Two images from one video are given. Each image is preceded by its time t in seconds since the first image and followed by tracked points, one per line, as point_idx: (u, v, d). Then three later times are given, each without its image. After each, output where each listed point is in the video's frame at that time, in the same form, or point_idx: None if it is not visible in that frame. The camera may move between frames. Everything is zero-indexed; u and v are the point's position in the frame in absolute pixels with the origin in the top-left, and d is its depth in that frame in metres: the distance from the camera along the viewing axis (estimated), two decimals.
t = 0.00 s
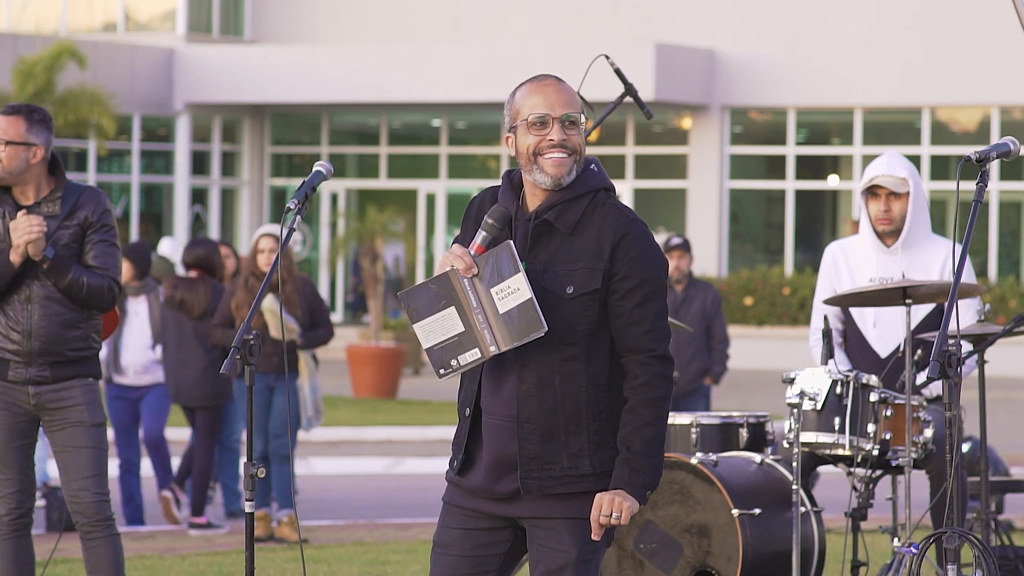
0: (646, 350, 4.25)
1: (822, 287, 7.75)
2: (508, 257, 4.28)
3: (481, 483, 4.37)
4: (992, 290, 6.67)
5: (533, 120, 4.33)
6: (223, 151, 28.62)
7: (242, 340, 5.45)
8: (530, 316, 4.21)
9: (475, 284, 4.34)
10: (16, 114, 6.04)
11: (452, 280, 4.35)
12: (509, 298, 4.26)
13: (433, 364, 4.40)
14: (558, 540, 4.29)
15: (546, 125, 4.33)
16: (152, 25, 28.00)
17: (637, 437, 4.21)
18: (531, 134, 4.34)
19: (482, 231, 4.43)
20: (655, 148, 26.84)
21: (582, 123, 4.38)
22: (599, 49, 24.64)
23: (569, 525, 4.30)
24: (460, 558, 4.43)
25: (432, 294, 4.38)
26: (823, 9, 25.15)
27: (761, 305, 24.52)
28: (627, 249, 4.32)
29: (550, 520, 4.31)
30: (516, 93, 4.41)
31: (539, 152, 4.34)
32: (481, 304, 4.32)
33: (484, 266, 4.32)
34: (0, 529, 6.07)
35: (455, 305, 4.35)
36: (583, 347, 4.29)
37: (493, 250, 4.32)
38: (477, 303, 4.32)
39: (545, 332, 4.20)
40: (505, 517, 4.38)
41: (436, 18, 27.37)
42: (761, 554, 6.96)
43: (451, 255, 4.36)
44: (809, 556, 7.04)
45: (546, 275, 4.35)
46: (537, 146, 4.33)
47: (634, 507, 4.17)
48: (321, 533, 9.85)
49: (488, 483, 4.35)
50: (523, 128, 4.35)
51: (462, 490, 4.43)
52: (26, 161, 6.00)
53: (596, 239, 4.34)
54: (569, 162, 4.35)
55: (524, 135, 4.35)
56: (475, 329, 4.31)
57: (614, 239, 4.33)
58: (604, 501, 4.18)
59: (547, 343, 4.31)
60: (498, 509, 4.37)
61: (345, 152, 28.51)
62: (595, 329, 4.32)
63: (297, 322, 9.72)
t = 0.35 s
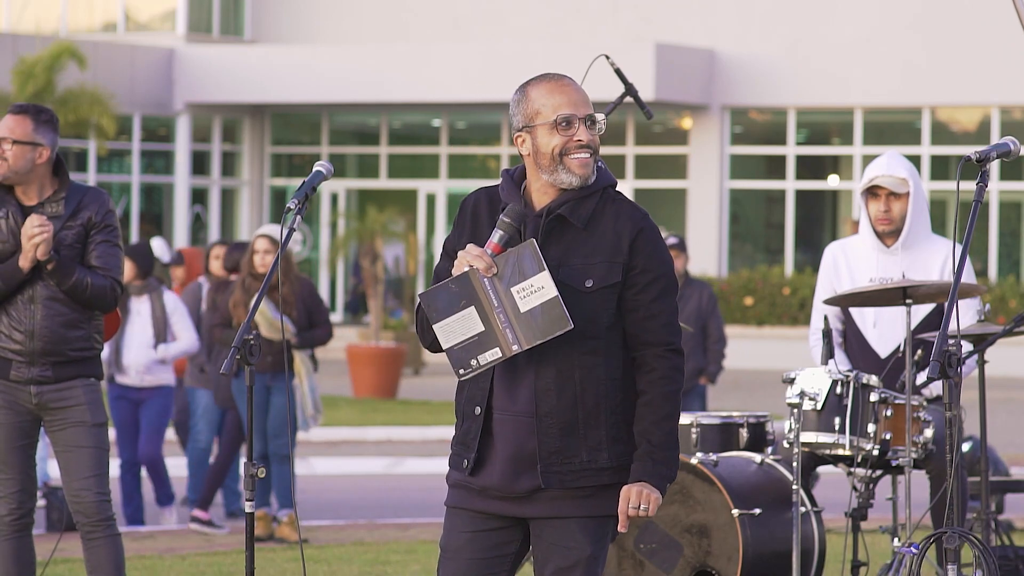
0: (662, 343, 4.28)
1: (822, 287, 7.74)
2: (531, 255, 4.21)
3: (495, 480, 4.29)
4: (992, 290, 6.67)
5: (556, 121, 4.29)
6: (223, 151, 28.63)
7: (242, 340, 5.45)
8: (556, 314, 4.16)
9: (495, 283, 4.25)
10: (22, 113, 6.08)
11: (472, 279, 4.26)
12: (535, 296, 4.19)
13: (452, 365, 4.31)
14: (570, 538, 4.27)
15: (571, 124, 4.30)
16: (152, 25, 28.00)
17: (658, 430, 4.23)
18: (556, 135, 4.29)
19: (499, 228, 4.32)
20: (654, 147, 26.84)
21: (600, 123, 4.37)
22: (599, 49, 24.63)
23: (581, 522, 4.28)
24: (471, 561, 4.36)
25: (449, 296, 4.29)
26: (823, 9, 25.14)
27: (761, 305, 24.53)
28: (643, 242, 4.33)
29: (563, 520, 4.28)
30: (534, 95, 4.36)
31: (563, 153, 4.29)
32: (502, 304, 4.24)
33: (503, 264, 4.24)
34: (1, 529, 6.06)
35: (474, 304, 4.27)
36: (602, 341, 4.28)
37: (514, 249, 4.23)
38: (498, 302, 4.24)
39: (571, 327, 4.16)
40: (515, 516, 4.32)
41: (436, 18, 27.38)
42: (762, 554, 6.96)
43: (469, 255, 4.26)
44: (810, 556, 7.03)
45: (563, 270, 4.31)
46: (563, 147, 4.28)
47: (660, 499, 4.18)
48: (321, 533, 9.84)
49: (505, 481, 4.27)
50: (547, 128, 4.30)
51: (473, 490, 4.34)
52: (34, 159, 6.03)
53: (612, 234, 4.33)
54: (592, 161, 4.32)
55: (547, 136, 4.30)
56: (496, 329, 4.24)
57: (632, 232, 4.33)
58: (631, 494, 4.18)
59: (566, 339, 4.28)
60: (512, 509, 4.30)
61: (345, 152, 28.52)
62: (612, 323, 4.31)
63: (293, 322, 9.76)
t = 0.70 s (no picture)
0: (657, 335, 4.31)
1: (822, 286, 7.74)
2: (538, 253, 4.14)
3: (501, 476, 4.22)
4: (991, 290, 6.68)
5: (550, 118, 4.27)
6: (224, 151, 28.62)
7: (242, 340, 5.45)
8: (567, 310, 4.11)
9: (501, 283, 4.14)
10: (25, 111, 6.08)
11: (479, 279, 4.14)
12: (545, 294, 4.12)
13: (461, 366, 4.21)
14: (573, 536, 4.24)
15: (563, 121, 4.29)
16: (152, 25, 27.99)
17: (659, 422, 4.26)
18: (549, 132, 4.27)
19: (500, 227, 4.21)
20: (655, 147, 26.85)
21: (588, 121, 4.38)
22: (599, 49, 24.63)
23: (583, 517, 4.25)
24: (487, 565, 4.29)
25: (459, 295, 4.17)
26: (823, 9, 25.14)
27: (761, 305, 24.54)
28: (639, 237, 4.35)
29: (566, 516, 4.24)
30: (523, 92, 4.34)
31: (556, 149, 4.27)
32: (510, 304, 4.14)
33: (509, 262, 4.15)
34: (2, 529, 6.06)
35: (482, 304, 4.16)
36: (602, 334, 4.28)
37: (520, 248, 4.15)
38: (505, 302, 4.14)
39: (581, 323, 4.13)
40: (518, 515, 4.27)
41: (436, 18, 27.38)
42: (762, 554, 6.96)
43: (474, 256, 4.14)
44: (810, 556, 7.03)
45: (561, 264, 4.28)
46: (556, 143, 4.27)
47: (668, 489, 4.22)
48: (321, 533, 9.84)
49: (511, 479, 4.21)
50: (540, 125, 4.28)
51: (477, 491, 4.26)
52: (39, 158, 6.02)
53: (607, 228, 4.33)
54: (584, 158, 4.32)
55: (540, 132, 4.28)
56: (504, 328, 4.15)
57: (626, 229, 4.33)
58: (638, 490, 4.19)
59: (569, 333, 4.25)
60: (517, 507, 4.24)
61: (345, 152, 28.52)
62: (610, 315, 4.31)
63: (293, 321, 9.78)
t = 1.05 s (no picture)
0: (643, 329, 4.37)
1: (822, 286, 7.74)
2: (535, 250, 4.16)
3: (500, 472, 4.21)
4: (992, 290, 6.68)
5: (534, 117, 4.28)
6: (223, 151, 28.62)
7: (242, 340, 5.45)
8: (566, 305, 4.14)
9: (498, 280, 4.13)
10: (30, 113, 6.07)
11: (478, 278, 4.12)
12: (546, 289, 4.14)
13: (462, 364, 4.17)
14: (568, 529, 4.24)
15: (547, 119, 4.29)
16: (152, 25, 27.99)
17: (644, 416, 4.31)
18: (534, 131, 4.27)
19: (493, 225, 4.20)
20: (655, 147, 26.85)
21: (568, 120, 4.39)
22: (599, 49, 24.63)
23: (576, 510, 4.25)
24: (486, 560, 4.27)
25: (460, 295, 4.14)
26: (823, 9, 25.15)
27: (761, 305, 24.54)
28: (623, 235, 4.40)
29: (560, 510, 4.24)
30: (506, 92, 4.33)
31: (541, 149, 4.27)
32: (507, 300, 4.14)
33: (505, 260, 4.15)
34: (4, 530, 6.06)
35: (481, 302, 4.14)
36: (593, 329, 4.31)
37: (516, 245, 4.15)
38: (504, 299, 4.13)
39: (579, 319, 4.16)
40: (512, 511, 4.25)
41: (436, 18, 27.38)
42: (762, 554, 6.95)
43: (472, 253, 4.11)
44: (810, 556, 7.03)
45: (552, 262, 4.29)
46: (541, 142, 4.27)
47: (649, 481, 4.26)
48: (320, 533, 9.84)
49: (508, 474, 4.20)
50: (524, 125, 4.28)
51: (475, 489, 4.24)
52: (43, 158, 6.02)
53: (593, 225, 4.36)
54: (568, 155, 4.32)
55: (525, 132, 4.28)
56: (504, 325, 4.14)
57: (613, 228, 4.38)
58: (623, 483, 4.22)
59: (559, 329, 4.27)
60: (514, 503, 4.23)
61: (345, 152, 28.53)
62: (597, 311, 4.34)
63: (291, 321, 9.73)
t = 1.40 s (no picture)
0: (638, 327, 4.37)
1: (822, 287, 7.74)
2: (536, 252, 4.15)
3: (501, 471, 4.20)
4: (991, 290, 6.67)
5: (525, 120, 4.26)
6: (223, 151, 28.61)
7: (242, 340, 5.45)
8: (567, 305, 4.14)
9: (498, 282, 4.11)
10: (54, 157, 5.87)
11: (479, 280, 4.10)
12: (548, 291, 4.14)
13: (466, 365, 4.16)
14: (570, 525, 4.23)
15: (539, 122, 4.27)
16: (152, 25, 27.98)
17: (638, 412, 4.31)
18: (526, 134, 4.26)
19: (491, 228, 4.19)
20: (655, 148, 26.86)
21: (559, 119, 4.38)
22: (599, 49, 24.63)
23: (577, 505, 4.25)
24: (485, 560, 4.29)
25: (461, 297, 4.12)
26: (824, 9, 25.15)
27: (761, 305, 24.55)
28: (617, 233, 4.40)
29: (561, 504, 4.23)
30: (496, 95, 4.31)
31: (533, 151, 4.26)
32: (509, 302, 4.12)
33: (505, 262, 4.13)
34: (2, 530, 6.06)
35: (483, 304, 4.12)
36: (590, 328, 4.31)
37: (516, 248, 4.14)
38: (506, 301, 4.12)
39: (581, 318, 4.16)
40: (512, 510, 4.25)
41: (436, 18, 27.38)
42: (762, 554, 6.95)
43: (472, 256, 4.10)
44: (810, 556, 7.03)
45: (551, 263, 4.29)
46: (533, 145, 4.26)
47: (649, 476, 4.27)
48: (320, 533, 9.84)
49: (509, 474, 4.20)
50: (516, 127, 4.26)
51: (476, 489, 4.23)
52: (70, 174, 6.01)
53: (588, 223, 4.36)
54: (560, 157, 4.31)
55: (517, 135, 4.26)
56: (506, 327, 4.12)
57: (606, 227, 4.38)
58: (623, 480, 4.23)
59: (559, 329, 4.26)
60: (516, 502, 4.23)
61: (345, 152, 28.54)
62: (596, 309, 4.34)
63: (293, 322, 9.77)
